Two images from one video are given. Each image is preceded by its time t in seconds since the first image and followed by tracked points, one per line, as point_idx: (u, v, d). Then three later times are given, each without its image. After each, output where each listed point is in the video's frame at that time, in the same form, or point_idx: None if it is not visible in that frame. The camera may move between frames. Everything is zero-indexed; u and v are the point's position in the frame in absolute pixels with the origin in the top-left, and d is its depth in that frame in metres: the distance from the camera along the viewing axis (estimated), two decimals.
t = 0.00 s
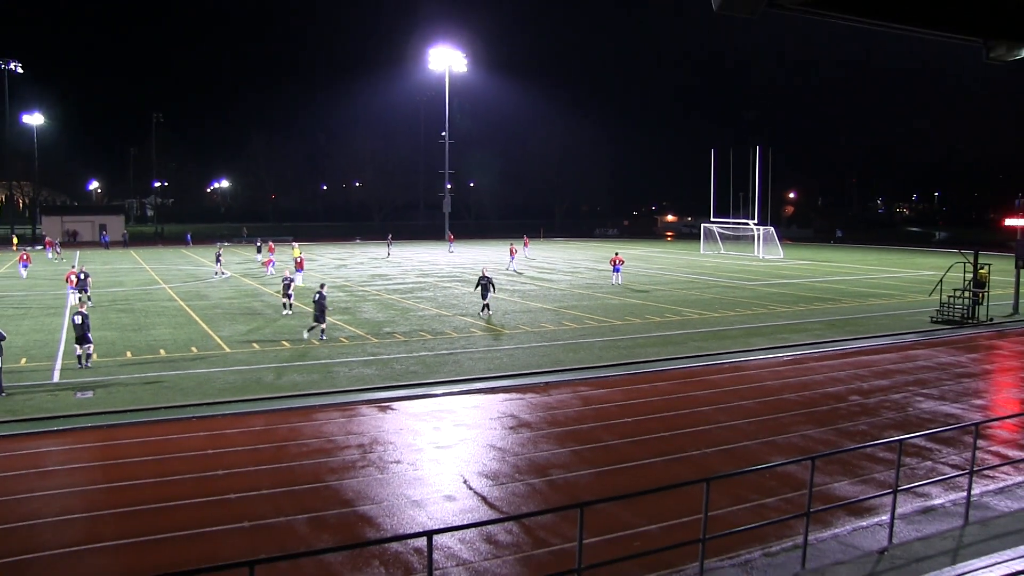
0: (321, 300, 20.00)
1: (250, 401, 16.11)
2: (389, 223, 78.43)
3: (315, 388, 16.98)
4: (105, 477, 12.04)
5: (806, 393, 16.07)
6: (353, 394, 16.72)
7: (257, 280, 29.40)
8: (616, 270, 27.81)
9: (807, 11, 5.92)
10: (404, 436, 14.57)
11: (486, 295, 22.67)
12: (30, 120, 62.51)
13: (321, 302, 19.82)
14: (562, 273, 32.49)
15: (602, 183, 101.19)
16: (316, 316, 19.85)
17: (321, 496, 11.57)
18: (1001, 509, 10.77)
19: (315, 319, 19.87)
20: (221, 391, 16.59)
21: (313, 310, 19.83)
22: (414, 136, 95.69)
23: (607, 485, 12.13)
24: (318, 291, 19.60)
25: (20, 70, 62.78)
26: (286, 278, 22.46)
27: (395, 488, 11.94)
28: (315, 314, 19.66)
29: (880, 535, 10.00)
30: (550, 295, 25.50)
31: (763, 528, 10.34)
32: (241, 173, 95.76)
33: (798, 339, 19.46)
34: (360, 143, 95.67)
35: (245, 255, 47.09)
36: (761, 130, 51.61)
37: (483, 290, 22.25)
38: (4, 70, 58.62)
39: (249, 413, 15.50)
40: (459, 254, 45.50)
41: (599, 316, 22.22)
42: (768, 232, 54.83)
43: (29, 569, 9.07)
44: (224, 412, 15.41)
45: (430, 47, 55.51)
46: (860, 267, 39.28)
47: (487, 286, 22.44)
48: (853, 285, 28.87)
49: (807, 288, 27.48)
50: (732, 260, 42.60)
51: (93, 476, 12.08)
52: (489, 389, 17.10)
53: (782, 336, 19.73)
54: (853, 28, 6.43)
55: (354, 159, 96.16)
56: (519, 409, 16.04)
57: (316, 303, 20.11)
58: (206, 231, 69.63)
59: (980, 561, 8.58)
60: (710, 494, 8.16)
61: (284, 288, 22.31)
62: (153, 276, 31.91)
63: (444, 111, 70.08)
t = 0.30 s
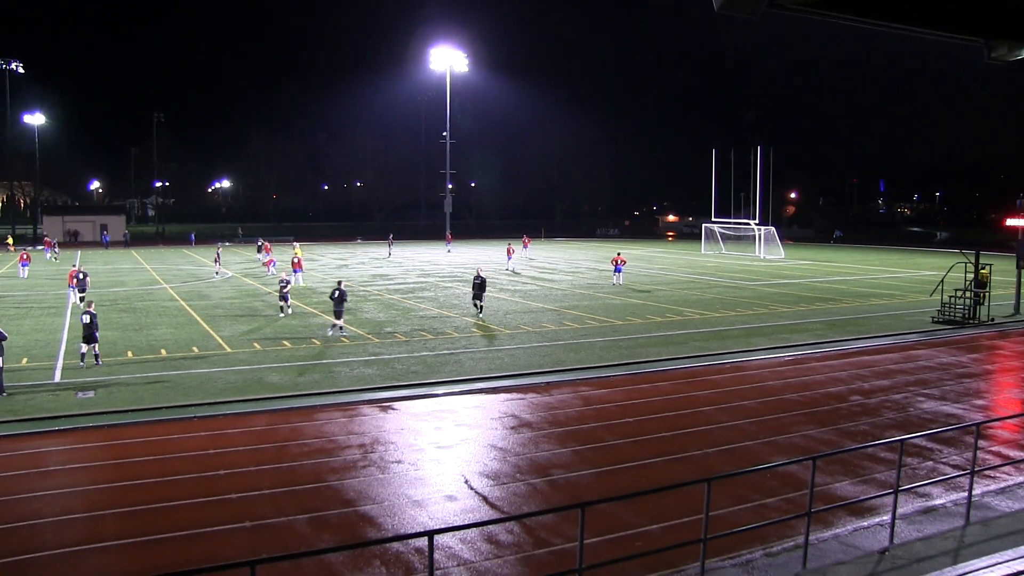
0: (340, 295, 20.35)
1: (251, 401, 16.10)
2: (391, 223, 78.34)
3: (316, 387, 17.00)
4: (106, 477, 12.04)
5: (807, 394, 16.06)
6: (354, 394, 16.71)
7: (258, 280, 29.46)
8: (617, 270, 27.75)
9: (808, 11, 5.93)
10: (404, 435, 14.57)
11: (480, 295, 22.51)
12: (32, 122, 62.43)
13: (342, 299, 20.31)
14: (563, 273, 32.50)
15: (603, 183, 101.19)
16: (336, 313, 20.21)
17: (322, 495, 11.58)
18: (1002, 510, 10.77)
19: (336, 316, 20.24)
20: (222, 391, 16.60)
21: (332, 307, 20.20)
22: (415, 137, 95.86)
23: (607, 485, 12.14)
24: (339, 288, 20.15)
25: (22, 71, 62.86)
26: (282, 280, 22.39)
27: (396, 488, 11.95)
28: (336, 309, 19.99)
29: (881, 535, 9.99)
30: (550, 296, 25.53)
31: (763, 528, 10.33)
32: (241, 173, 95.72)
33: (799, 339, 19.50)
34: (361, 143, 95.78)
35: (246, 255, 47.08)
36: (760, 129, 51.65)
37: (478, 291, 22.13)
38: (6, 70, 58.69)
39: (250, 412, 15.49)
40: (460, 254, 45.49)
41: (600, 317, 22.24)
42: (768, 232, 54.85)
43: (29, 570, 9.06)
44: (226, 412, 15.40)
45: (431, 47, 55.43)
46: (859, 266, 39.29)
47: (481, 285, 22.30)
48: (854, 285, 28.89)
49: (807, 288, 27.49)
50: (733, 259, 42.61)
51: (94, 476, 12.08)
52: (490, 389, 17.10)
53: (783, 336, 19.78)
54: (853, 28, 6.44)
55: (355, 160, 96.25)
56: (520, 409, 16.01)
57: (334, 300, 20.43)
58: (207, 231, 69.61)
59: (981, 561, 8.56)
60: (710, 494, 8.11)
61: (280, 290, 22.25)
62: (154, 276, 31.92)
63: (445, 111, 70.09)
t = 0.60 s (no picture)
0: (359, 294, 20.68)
1: (253, 400, 16.10)
2: (392, 222, 78.42)
3: (317, 385, 17.03)
4: (107, 475, 12.05)
5: (808, 392, 16.06)
6: (355, 392, 16.72)
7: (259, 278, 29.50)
8: (618, 268, 27.60)
9: (812, 8, 5.83)
10: (405, 434, 14.57)
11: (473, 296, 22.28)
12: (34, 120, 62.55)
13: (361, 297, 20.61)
14: (564, 272, 32.50)
15: (603, 181, 101.25)
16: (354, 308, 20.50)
17: (324, 493, 11.59)
18: (1004, 509, 10.74)
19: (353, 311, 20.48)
20: (224, 389, 16.62)
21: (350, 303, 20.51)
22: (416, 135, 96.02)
23: (608, 484, 12.14)
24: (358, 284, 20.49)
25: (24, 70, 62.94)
26: (279, 279, 22.27)
27: (398, 486, 11.95)
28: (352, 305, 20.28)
29: (881, 534, 9.97)
30: (551, 294, 25.52)
31: (764, 527, 10.34)
32: (243, 171, 95.83)
33: (800, 337, 19.50)
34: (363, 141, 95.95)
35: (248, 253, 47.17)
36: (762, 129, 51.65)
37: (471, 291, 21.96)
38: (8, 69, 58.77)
39: (252, 411, 15.50)
40: (461, 253, 45.48)
41: (601, 315, 22.24)
42: (768, 231, 54.86)
43: (32, 568, 9.08)
44: (228, 411, 15.41)
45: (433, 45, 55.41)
46: (860, 266, 39.29)
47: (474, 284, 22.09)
48: (855, 283, 28.89)
49: (808, 287, 27.49)
50: (734, 258, 42.57)
51: (96, 474, 12.09)
52: (491, 387, 17.10)
53: (785, 335, 19.79)
54: (854, 26, 6.33)
55: (355, 159, 96.40)
56: (521, 407, 16.01)
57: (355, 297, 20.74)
58: (208, 229, 69.72)
59: (982, 560, 8.57)
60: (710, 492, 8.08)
61: (276, 289, 22.11)
62: (156, 274, 32.00)
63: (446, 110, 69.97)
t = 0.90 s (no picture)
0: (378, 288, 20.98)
1: (255, 396, 16.10)
2: (395, 218, 78.53)
3: (319, 383, 17.02)
4: (110, 472, 12.07)
5: (810, 389, 16.04)
6: (357, 389, 16.72)
7: (261, 275, 29.52)
8: (619, 266, 27.40)
9: (818, 7, 5.65)
10: (407, 430, 14.57)
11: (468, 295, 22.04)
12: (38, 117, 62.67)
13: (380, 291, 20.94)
14: (566, 269, 32.49)
15: (605, 178, 101.30)
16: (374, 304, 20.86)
17: (327, 490, 11.61)
18: (1006, 506, 10.73)
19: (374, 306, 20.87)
20: (226, 386, 16.64)
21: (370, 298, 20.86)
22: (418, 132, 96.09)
23: (610, 481, 12.12)
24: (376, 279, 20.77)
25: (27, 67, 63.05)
26: (278, 277, 22.12)
27: (400, 483, 11.96)
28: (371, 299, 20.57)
29: (884, 531, 9.95)
30: (553, 291, 25.51)
31: (766, 524, 10.34)
32: (246, 168, 95.97)
33: (802, 335, 19.48)
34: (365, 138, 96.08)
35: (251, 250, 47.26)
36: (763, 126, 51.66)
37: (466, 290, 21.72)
38: (10, 66, 58.85)
39: (254, 408, 15.51)
40: (464, 250, 45.51)
41: (603, 312, 22.23)
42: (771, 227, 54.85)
43: (37, 564, 9.09)
44: (231, 407, 15.42)
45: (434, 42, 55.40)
46: (862, 263, 39.29)
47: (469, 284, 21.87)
48: (857, 280, 28.87)
49: (810, 283, 27.47)
50: (736, 256, 42.58)
51: (98, 471, 12.10)
52: (493, 384, 17.10)
53: (787, 332, 19.77)
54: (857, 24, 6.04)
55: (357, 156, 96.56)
56: (523, 404, 16.00)
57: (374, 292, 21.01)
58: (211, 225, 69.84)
59: (984, 558, 8.55)
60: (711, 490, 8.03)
61: (274, 288, 21.96)
62: (158, 271, 32.05)
63: (447, 107, 69.92)
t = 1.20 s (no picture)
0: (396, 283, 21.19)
1: (257, 393, 16.12)
2: (398, 216, 78.54)
3: (320, 380, 17.03)
4: (111, 469, 12.09)
5: (811, 387, 16.05)
6: (358, 387, 16.73)
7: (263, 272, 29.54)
8: (622, 263, 27.40)
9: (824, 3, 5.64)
10: (408, 428, 14.58)
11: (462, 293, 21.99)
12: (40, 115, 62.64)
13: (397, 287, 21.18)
14: (567, 266, 32.47)
15: (607, 176, 101.31)
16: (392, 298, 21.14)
17: (328, 487, 11.63)
18: (1007, 504, 10.74)
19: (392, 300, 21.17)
20: (227, 383, 16.65)
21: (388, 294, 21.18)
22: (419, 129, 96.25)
23: (611, 478, 12.13)
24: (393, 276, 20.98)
25: (29, 65, 62.92)
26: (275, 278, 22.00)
27: (402, 481, 11.97)
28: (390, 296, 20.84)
29: (884, 529, 9.96)
30: (554, 289, 25.51)
31: (768, 522, 10.37)
32: (248, 166, 95.97)
33: (803, 332, 19.48)
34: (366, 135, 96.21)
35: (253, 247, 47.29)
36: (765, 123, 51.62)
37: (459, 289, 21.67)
38: (13, 65, 58.83)
39: (255, 405, 15.51)
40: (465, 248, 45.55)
41: (605, 310, 22.23)
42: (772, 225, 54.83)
43: (39, 561, 9.12)
44: (232, 404, 15.45)
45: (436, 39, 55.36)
46: (863, 261, 39.28)
47: (463, 283, 21.83)
48: (859, 278, 28.85)
49: (812, 281, 27.48)
50: (737, 253, 42.55)
51: (100, 468, 12.11)
52: (494, 382, 17.11)
53: (789, 330, 19.77)
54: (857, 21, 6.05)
55: (359, 153, 96.61)
56: (524, 402, 16.01)
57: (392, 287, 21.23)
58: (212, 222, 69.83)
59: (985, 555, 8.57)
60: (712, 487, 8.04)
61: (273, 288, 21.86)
62: (160, 268, 32.06)
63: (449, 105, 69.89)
